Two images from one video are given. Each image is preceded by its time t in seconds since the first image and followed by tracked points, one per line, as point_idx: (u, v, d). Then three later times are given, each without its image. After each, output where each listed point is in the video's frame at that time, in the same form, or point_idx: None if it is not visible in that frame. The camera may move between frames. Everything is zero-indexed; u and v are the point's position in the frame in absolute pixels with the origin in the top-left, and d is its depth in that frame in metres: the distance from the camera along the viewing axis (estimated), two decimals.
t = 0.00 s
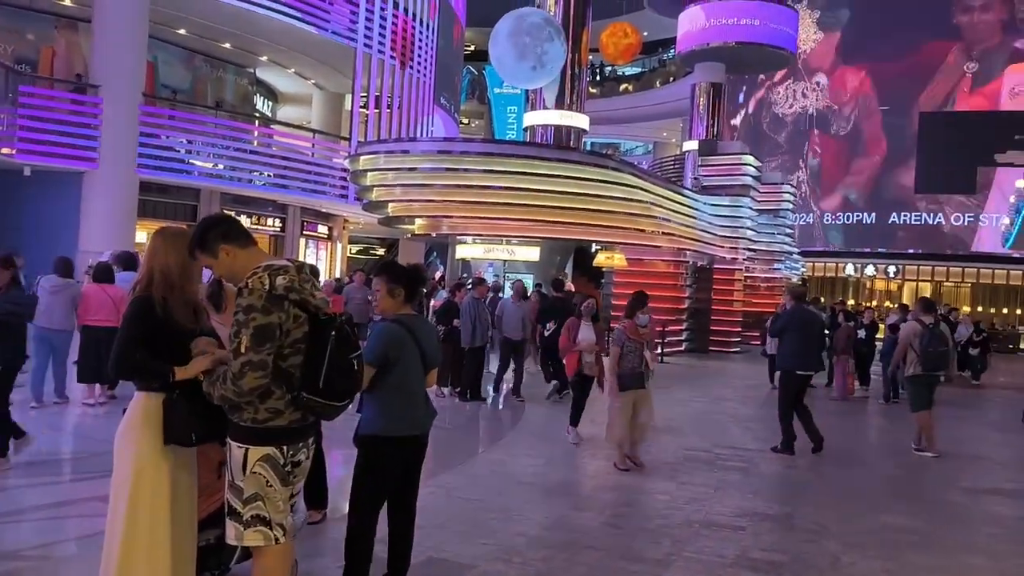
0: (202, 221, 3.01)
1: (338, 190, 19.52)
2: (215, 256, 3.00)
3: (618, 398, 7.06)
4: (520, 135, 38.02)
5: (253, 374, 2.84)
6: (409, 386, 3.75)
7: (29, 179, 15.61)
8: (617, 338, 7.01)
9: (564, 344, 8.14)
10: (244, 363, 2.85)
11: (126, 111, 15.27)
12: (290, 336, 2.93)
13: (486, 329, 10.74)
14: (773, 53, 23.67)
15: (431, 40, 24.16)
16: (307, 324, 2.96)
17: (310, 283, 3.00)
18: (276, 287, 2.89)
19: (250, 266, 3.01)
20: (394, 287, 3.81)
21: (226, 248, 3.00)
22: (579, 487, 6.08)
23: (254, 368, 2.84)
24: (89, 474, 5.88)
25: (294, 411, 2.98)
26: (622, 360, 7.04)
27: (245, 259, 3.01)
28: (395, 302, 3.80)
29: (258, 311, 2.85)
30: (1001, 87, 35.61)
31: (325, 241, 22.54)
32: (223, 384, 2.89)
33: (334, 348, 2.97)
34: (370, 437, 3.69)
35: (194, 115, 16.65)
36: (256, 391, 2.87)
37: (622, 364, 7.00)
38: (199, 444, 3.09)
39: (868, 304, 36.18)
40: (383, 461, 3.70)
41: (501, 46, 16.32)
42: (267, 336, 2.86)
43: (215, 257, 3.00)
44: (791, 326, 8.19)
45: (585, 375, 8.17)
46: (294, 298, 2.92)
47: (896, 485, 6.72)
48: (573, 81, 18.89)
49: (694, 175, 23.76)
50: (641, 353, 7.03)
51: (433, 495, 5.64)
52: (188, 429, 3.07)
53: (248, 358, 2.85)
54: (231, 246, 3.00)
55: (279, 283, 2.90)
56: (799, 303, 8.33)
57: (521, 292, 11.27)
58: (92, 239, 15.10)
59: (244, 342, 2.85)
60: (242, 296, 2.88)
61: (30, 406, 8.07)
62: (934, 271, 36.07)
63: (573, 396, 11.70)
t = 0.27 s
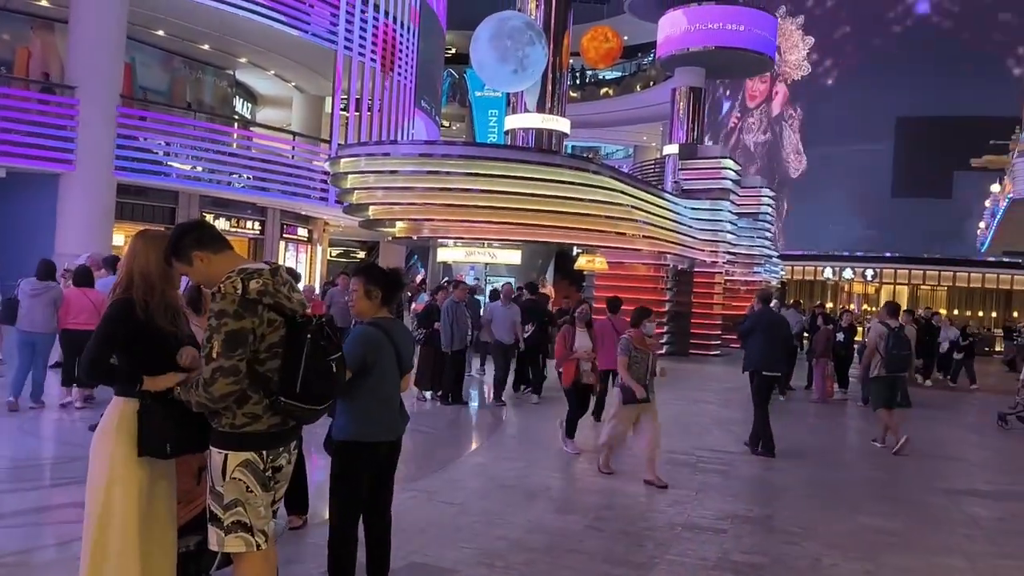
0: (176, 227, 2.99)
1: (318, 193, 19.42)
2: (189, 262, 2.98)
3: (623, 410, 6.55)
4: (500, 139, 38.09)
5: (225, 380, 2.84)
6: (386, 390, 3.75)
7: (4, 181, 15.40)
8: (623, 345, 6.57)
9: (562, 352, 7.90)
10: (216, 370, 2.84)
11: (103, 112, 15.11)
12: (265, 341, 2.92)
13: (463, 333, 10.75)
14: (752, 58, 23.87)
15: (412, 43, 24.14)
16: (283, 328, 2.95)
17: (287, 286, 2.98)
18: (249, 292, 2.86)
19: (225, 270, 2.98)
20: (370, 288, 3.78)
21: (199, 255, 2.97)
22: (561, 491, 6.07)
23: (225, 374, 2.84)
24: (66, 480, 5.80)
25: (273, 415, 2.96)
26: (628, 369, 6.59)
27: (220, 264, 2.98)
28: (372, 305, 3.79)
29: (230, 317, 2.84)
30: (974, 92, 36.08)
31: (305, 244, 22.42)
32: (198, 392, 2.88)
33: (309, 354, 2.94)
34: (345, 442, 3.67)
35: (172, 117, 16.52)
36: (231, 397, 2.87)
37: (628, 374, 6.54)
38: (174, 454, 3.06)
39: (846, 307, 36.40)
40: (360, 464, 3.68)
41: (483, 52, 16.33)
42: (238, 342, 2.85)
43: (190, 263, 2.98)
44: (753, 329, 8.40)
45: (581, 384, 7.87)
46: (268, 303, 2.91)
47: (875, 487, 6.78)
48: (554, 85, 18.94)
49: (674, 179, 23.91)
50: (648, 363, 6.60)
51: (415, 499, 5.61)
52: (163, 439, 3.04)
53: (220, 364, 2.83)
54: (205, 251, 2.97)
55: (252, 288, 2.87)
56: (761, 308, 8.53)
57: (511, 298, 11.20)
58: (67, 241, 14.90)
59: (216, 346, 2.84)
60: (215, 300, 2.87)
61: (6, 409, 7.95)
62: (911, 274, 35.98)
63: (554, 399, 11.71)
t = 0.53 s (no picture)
0: (161, 229, 2.97)
1: (304, 194, 19.35)
2: (175, 264, 2.95)
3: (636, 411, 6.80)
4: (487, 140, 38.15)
5: (210, 381, 2.80)
6: (366, 395, 3.76)
7: None
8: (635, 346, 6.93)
9: (568, 358, 7.23)
10: (202, 371, 2.81)
11: (86, 114, 15.00)
12: (251, 343, 2.89)
13: (448, 335, 10.62)
14: (737, 61, 23.98)
15: (398, 45, 24.11)
16: (269, 329, 2.94)
17: (272, 288, 2.98)
18: (235, 293, 2.85)
19: (210, 272, 2.96)
20: (352, 289, 3.78)
21: (186, 256, 2.94)
22: (548, 493, 6.07)
23: (211, 375, 2.80)
24: (51, 484, 5.74)
25: (259, 419, 2.94)
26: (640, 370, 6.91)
27: (205, 266, 2.96)
28: (352, 308, 3.80)
29: (216, 318, 2.81)
30: (955, 94, 36.35)
31: (290, 246, 22.32)
32: (182, 394, 2.83)
33: (294, 357, 2.92)
34: (322, 446, 3.66)
35: (157, 119, 16.41)
36: (216, 399, 2.83)
37: (637, 374, 6.89)
38: (162, 463, 3.04)
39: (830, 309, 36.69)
40: (340, 469, 3.66)
41: (470, 54, 16.33)
42: (225, 343, 2.82)
43: (175, 265, 2.95)
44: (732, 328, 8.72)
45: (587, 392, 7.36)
46: (254, 304, 2.88)
47: (860, 488, 6.82)
48: (540, 87, 18.94)
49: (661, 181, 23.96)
50: (660, 364, 6.94)
51: (401, 502, 5.60)
52: (152, 449, 3.02)
53: (205, 365, 2.80)
54: (191, 253, 2.95)
55: (238, 289, 2.86)
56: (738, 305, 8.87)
57: (502, 300, 10.88)
58: (50, 244, 14.77)
59: (202, 348, 2.80)
60: (201, 300, 2.84)
61: None
62: (894, 275, 36.56)
63: (541, 401, 11.72)
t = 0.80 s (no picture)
0: (145, 231, 2.94)
1: (292, 195, 19.28)
2: (161, 267, 2.93)
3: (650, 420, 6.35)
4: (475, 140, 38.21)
5: (206, 380, 2.78)
6: (351, 395, 3.74)
7: None
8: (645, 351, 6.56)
9: (575, 360, 6.97)
10: (197, 370, 2.79)
11: (70, 114, 14.88)
12: (243, 342, 2.87)
13: (439, 335, 10.60)
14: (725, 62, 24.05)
15: (386, 45, 24.06)
16: (260, 328, 2.92)
17: (261, 287, 2.97)
18: (226, 291, 2.83)
19: (196, 274, 2.94)
20: (336, 289, 3.75)
21: (171, 259, 2.92)
22: (538, 494, 6.05)
23: (208, 374, 2.78)
24: (37, 487, 5.68)
25: (251, 418, 2.92)
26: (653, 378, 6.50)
27: (191, 267, 2.94)
28: (337, 309, 3.77)
29: (209, 317, 2.80)
30: (940, 96, 36.74)
31: (278, 246, 22.23)
32: (176, 396, 2.81)
33: (287, 355, 2.90)
34: (305, 448, 3.63)
35: (143, 119, 16.30)
36: (210, 399, 2.81)
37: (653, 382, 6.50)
38: (155, 465, 3.00)
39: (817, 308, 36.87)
40: (326, 469, 3.64)
41: (457, 52, 16.33)
42: (219, 341, 2.81)
43: (161, 268, 2.93)
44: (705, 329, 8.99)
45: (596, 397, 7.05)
46: (246, 302, 2.88)
47: (849, 487, 6.84)
48: (529, 87, 18.95)
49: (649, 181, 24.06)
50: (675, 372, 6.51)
51: (391, 503, 5.57)
52: (144, 451, 2.98)
53: (202, 364, 2.79)
54: (179, 255, 2.93)
55: (229, 288, 2.84)
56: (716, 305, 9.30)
57: (499, 299, 10.71)
58: (34, 245, 14.64)
59: (197, 347, 2.79)
60: (191, 300, 2.82)
61: None
62: (881, 275, 36.76)
63: (530, 401, 11.72)
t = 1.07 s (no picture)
0: (131, 234, 2.92)
1: (281, 194, 19.26)
2: (147, 270, 2.91)
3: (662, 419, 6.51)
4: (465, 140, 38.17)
5: (200, 382, 2.77)
6: (335, 394, 3.73)
7: None
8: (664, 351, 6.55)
9: (580, 364, 6.94)
10: (191, 373, 2.77)
11: (58, 113, 14.80)
12: (235, 342, 2.88)
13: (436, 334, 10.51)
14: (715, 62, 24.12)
15: (376, 45, 24.04)
16: (251, 329, 2.92)
17: (250, 287, 2.98)
18: (217, 293, 2.82)
19: (183, 276, 2.93)
20: (311, 293, 3.80)
21: (158, 262, 2.91)
22: (529, 494, 6.06)
23: (202, 376, 2.77)
24: (24, 489, 5.63)
25: (245, 418, 2.93)
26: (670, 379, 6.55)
27: (177, 270, 2.93)
28: (322, 308, 3.82)
29: (201, 319, 2.78)
30: (927, 97, 37.02)
31: (267, 246, 22.14)
32: (170, 399, 2.78)
33: (280, 355, 2.93)
34: (293, 447, 3.62)
35: (131, 118, 16.20)
36: (205, 401, 2.80)
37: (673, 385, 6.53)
38: (141, 471, 2.97)
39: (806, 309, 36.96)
40: (313, 468, 3.63)
41: (447, 52, 16.30)
42: (212, 343, 2.79)
43: (147, 272, 2.91)
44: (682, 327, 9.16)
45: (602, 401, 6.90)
46: (236, 303, 2.87)
47: (837, 485, 6.88)
48: (519, 88, 18.98)
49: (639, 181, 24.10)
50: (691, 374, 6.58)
51: (382, 504, 5.56)
52: (131, 456, 2.95)
53: (195, 367, 2.77)
54: (164, 258, 2.92)
55: (219, 289, 2.84)
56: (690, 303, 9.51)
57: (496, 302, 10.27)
58: (20, 245, 14.52)
59: (189, 349, 2.77)
60: (182, 302, 2.80)
61: None
62: (869, 275, 36.62)
63: (520, 401, 11.72)
